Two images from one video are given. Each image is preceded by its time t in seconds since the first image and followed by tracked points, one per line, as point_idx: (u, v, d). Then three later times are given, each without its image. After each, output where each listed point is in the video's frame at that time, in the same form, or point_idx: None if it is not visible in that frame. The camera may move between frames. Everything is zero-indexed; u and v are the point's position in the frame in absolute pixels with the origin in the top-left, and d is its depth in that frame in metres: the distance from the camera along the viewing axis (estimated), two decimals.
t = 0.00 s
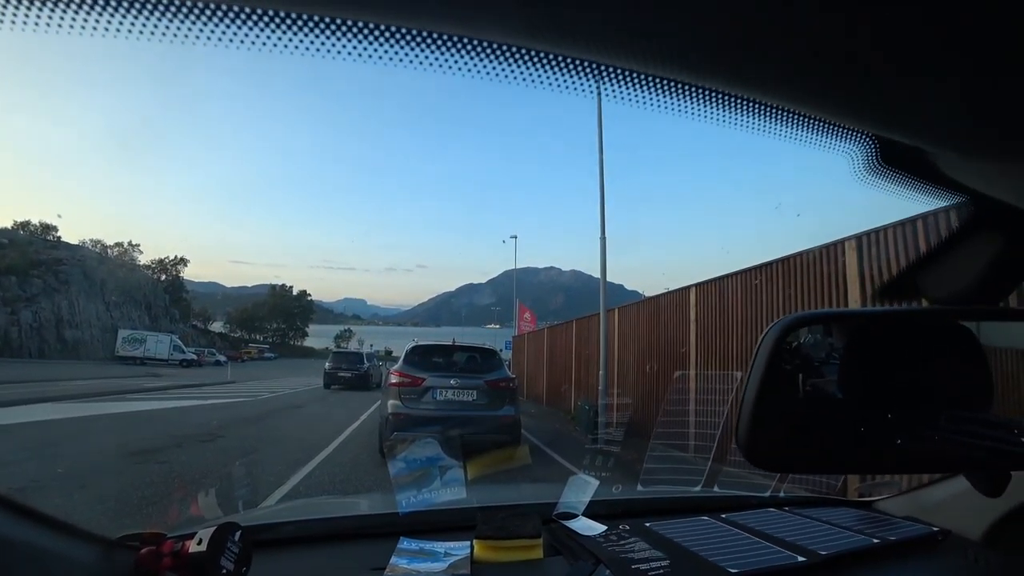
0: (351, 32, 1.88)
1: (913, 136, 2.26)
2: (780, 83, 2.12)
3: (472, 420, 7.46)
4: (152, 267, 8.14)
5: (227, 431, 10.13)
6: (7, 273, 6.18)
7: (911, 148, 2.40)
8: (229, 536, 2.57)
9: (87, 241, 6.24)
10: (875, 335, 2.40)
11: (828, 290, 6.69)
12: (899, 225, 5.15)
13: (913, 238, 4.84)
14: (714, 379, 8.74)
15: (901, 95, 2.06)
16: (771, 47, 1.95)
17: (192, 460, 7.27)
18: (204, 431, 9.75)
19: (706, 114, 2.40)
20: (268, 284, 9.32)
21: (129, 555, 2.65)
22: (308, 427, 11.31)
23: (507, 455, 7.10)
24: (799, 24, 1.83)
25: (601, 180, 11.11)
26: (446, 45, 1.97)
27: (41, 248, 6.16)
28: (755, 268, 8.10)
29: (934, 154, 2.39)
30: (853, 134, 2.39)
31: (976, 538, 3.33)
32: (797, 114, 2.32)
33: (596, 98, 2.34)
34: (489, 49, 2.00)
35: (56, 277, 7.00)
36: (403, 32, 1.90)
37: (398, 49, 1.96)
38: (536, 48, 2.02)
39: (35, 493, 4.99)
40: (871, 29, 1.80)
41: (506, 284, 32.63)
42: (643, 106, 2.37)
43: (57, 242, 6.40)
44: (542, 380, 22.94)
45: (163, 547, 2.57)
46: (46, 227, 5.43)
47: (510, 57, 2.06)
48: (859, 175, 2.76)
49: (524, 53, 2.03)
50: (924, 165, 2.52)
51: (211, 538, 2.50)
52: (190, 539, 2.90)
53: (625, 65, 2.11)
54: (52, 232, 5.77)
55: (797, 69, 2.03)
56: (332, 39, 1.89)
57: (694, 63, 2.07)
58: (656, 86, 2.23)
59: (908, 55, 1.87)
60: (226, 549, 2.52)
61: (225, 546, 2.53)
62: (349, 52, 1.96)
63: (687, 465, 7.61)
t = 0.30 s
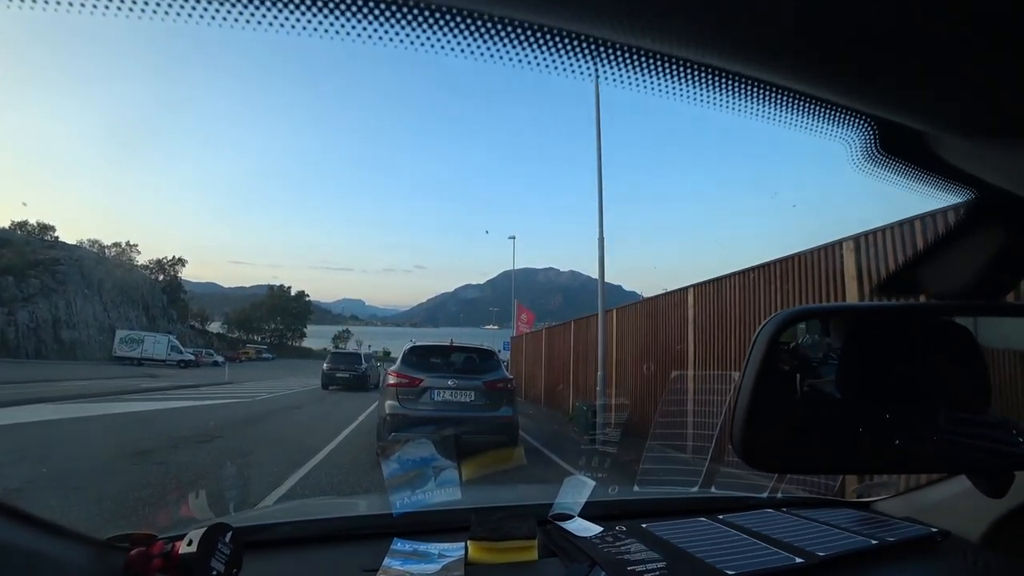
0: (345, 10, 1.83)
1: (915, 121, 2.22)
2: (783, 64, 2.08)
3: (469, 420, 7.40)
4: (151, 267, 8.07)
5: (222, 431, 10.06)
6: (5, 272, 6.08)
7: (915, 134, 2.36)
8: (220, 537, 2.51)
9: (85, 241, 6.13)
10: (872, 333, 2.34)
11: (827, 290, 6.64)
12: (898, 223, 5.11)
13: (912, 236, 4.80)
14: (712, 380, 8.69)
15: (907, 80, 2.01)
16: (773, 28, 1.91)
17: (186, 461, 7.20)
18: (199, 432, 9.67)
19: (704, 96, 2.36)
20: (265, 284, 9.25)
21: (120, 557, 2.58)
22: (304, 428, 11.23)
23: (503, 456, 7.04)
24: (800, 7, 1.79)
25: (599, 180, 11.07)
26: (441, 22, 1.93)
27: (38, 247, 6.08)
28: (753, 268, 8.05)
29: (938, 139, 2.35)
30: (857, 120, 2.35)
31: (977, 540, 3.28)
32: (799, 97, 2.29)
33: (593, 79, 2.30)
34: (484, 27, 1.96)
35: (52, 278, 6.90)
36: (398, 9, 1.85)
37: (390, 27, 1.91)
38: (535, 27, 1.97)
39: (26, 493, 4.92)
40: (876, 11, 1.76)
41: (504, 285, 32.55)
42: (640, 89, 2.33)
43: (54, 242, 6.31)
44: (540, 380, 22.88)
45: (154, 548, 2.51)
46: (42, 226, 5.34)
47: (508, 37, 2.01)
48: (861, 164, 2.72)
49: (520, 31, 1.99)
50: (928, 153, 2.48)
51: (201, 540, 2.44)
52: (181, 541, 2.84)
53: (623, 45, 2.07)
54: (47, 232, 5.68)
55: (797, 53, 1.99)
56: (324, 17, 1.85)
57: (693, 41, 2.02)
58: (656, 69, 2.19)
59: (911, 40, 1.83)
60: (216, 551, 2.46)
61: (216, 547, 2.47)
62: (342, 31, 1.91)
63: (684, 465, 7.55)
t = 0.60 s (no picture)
0: None
1: (914, 114, 2.24)
2: (782, 56, 2.10)
3: (467, 420, 7.41)
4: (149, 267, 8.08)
5: (220, 431, 10.05)
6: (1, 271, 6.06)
7: (914, 130, 2.37)
8: (219, 535, 2.52)
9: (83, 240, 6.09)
10: (870, 333, 2.36)
11: (824, 289, 6.66)
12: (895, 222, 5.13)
13: (909, 234, 4.82)
14: (710, 380, 8.70)
15: (904, 75, 2.02)
16: (773, 20, 1.92)
17: (184, 460, 7.20)
18: (196, 431, 9.67)
19: (703, 88, 2.37)
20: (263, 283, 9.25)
21: (118, 555, 2.59)
22: (302, 428, 11.25)
23: (501, 455, 7.05)
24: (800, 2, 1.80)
25: (598, 181, 11.09)
26: (442, 13, 1.94)
27: (35, 246, 6.07)
28: (752, 267, 8.06)
29: (937, 135, 2.37)
30: (855, 114, 2.37)
31: (972, 538, 3.30)
32: (797, 90, 2.30)
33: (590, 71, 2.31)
34: (483, 18, 1.97)
35: (48, 277, 6.89)
36: None
37: (391, 16, 1.93)
38: (536, 17, 1.98)
39: (25, 491, 4.92)
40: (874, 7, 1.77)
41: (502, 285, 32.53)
42: (638, 80, 2.34)
43: (51, 240, 6.31)
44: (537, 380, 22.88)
45: (153, 546, 2.52)
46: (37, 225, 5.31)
47: (506, 27, 2.02)
48: (858, 159, 2.74)
49: (520, 22, 2.00)
50: (927, 149, 2.50)
51: (200, 537, 2.45)
52: (180, 539, 2.86)
53: (623, 35, 2.08)
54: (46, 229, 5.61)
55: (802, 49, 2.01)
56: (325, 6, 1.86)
57: (692, 33, 2.04)
58: (653, 59, 2.20)
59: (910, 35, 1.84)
60: (216, 548, 2.47)
61: (215, 544, 2.48)
62: (342, 21, 1.92)
63: (682, 464, 7.57)
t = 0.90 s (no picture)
0: (353, 28, 1.87)
1: (913, 139, 2.27)
2: (782, 85, 2.13)
3: (467, 421, 7.44)
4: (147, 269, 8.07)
5: (219, 432, 10.07)
6: None
7: (913, 151, 2.41)
8: (222, 539, 2.55)
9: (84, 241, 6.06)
10: (869, 336, 2.42)
11: (822, 291, 6.70)
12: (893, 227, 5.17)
13: (906, 238, 4.86)
14: (709, 381, 8.74)
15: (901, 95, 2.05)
16: (774, 48, 1.95)
17: (184, 462, 7.23)
18: (196, 433, 9.69)
19: (705, 114, 2.38)
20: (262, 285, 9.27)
21: (121, 557, 2.61)
22: (301, 429, 11.27)
23: (501, 456, 7.08)
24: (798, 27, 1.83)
25: (596, 183, 11.13)
26: (443, 41, 1.96)
27: (32, 247, 6.09)
28: (750, 269, 8.09)
29: (934, 155, 2.40)
30: (851, 135, 2.39)
31: (971, 537, 3.34)
32: (796, 115, 2.33)
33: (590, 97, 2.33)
34: (484, 45, 1.99)
35: (48, 279, 6.88)
36: (404, 29, 1.90)
37: (393, 46, 1.95)
38: (538, 46, 2.01)
39: (26, 493, 4.94)
40: (874, 31, 1.81)
41: (499, 285, 32.59)
42: (637, 105, 2.36)
43: (49, 242, 6.33)
44: (536, 380, 22.92)
45: (156, 549, 2.53)
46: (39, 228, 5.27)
47: (507, 54, 2.04)
48: (855, 177, 2.77)
49: (520, 50, 2.02)
50: (925, 167, 2.54)
51: (204, 541, 2.48)
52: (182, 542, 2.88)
53: (622, 64, 2.12)
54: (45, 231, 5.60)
55: (800, 71, 2.04)
56: (329, 37, 1.89)
57: (691, 62, 2.06)
58: (652, 85, 2.23)
59: (908, 57, 1.87)
60: (219, 552, 2.50)
61: (218, 547, 2.50)
62: (346, 49, 1.95)
63: (681, 465, 7.61)
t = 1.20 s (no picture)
0: None
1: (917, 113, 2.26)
2: (788, 48, 2.10)
3: (467, 420, 7.40)
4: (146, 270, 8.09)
5: (219, 434, 10.03)
6: None
7: (920, 122, 2.38)
8: (222, 539, 2.51)
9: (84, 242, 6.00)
10: (873, 329, 2.37)
11: (824, 286, 6.66)
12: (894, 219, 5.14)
13: (908, 230, 4.83)
14: (711, 379, 8.70)
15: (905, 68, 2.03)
16: (779, 14, 1.92)
17: (184, 464, 7.19)
18: (196, 435, 9.65)
19: (703, 78, 2.37)
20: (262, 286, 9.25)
21: (121, 558, 2.58)
22: (302, 431, 11.23)
23: (502, 455, 7.04)
24: None
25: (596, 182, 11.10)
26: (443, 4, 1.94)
27: (31, 249, 6.09)
28: (751, 265, 8.05)
29: (941, 128, 2.37)
30: (856, 103, 2.38)
31: (975, 533, 3.31)
32: (799, 81, 2.32)
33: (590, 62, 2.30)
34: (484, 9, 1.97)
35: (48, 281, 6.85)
36: None
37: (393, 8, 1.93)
38: (539, 8, 1.99)
39: (25, 494, 4.91)
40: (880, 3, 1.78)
41: (500, 285, 32.54)
42: (637, 70, 2.34)
43: (49, 243, 6.30)
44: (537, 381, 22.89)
45: (155, 549, 2.49)
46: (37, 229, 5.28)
47: (508, 18, 2.02)
48: (863, 153, 2.74)
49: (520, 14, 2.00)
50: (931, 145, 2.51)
51: (204, 541, 2.43)
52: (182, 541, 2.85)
53: (624, 26, 2.09)
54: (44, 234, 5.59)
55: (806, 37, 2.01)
56: None
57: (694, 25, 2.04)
58: (653, 48, 2.21)
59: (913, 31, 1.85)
60: (219, 551, 2.46)
61: (218, 547, 2.47)
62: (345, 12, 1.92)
63: (684, 462, 7.56)
